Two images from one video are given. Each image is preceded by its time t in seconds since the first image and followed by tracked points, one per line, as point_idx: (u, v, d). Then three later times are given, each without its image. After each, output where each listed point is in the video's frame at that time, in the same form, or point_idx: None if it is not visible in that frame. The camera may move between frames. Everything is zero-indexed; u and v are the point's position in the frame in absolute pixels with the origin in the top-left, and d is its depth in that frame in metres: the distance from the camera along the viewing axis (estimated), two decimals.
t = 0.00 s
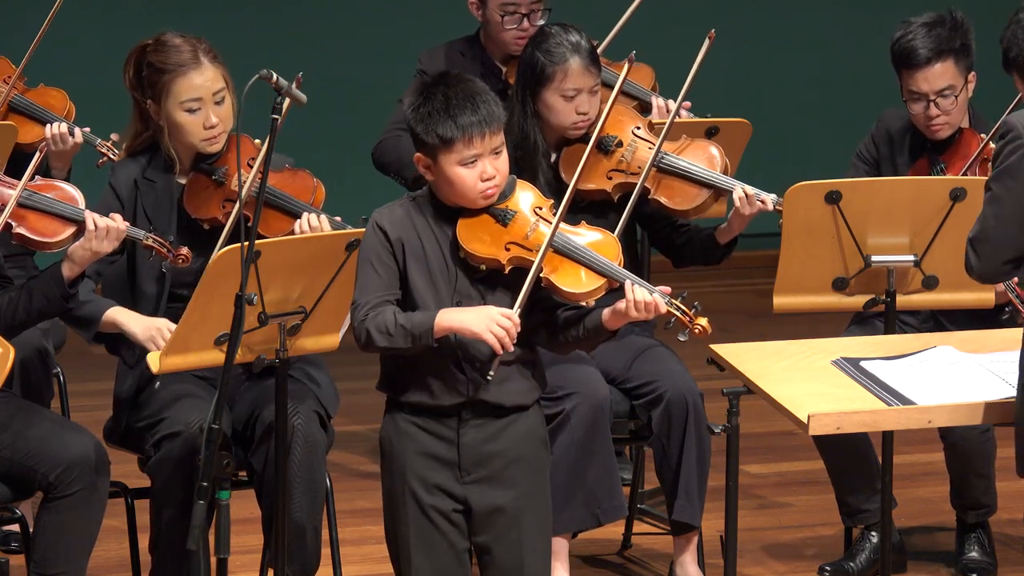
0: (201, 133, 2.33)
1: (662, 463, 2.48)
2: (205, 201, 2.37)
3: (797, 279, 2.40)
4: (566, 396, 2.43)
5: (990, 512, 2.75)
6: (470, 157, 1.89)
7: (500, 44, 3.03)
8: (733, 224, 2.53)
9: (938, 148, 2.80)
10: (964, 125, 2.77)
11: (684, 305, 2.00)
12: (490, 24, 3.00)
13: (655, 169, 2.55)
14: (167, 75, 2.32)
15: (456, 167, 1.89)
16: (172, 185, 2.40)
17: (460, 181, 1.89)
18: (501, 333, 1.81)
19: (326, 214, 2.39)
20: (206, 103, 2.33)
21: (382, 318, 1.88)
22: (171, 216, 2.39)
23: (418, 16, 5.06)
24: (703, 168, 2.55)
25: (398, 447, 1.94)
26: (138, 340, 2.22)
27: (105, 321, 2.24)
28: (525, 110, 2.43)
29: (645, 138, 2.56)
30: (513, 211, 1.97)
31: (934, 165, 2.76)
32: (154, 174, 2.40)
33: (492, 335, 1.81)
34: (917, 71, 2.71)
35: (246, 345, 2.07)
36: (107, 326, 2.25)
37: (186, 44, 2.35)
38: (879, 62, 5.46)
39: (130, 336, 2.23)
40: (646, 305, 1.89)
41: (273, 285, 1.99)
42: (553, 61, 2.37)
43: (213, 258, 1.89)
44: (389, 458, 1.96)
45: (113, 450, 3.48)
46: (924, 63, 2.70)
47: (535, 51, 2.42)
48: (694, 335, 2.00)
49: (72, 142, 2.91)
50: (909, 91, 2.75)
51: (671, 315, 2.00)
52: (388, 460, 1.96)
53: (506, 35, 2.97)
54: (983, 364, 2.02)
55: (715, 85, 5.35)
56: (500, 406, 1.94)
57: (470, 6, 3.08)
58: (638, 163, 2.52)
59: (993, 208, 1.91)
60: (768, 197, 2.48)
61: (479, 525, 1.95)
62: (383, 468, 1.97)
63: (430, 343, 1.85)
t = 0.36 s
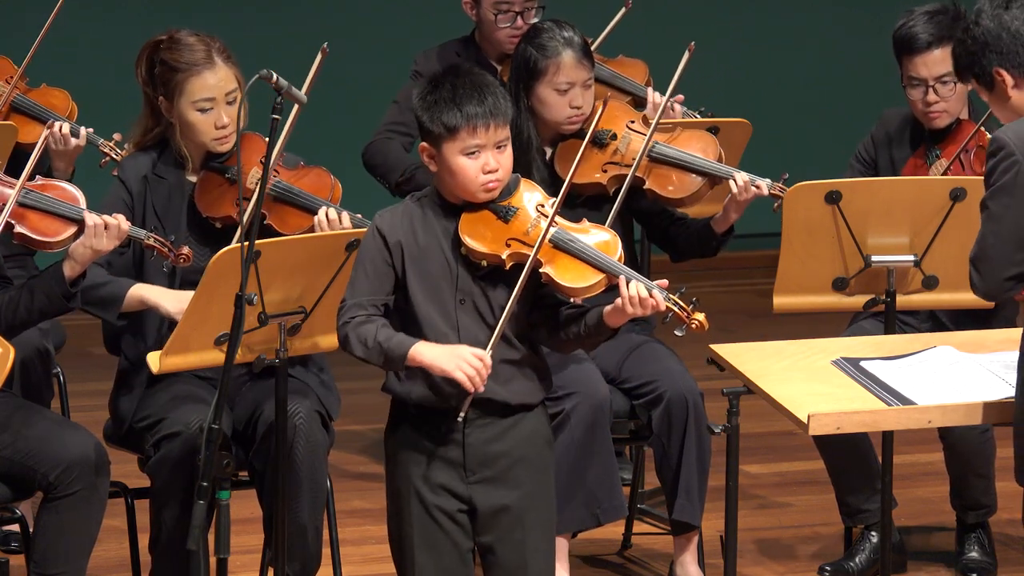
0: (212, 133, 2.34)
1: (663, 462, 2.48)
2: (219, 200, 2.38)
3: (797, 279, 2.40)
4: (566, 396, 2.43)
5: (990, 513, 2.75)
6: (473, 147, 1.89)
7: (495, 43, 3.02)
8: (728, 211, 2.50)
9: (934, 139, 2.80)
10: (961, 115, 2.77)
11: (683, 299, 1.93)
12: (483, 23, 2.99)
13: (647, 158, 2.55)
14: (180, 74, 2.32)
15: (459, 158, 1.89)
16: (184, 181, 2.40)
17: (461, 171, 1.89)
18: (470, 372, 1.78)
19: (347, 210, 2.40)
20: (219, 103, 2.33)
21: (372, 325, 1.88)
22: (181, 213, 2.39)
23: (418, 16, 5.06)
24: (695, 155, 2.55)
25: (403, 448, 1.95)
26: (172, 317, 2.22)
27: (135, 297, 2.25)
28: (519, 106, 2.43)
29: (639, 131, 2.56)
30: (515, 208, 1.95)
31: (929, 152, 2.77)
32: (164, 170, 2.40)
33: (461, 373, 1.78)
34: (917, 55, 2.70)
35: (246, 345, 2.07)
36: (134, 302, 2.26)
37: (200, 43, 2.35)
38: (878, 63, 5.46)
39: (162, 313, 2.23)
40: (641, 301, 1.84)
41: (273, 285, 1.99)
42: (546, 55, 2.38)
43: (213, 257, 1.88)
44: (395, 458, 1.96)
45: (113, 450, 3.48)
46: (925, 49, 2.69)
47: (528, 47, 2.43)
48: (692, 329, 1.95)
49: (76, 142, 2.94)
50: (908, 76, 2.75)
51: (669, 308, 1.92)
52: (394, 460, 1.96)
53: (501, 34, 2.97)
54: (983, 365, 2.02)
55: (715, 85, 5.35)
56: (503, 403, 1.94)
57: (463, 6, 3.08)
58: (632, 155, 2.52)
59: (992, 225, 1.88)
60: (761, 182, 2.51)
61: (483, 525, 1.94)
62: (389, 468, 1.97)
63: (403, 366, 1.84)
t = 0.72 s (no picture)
0: (218, 138, 2.34)
1: (662, 462, 2.48)
2: (224, 204, 2.36)
3: (797, 279, 2.40)
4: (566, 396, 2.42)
5: (990, 513, 2.75)
6: (487, 152, 1.89)
7: (494, 42, 3.02)
8: (724, 205, 2.51)
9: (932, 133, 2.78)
10: (960, 108, 2.75)
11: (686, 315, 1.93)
12: (482, 21, 2.98)
13: (640, 153, 2.54)
14: (187, 78, 2.32)
15: (473, 162, 1.89)
16: (191, 183, 2.40)
17: (475, 175, 1.89)
18: (444, 407, 1.77)
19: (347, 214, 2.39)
20: (225, 108, 2.33)
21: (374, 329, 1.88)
22: (188, 216, 2.40)
23: (418, 16, 5.06)
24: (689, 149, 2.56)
25: (411, 450, 1.94)
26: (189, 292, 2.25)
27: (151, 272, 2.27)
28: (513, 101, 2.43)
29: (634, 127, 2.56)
30: (529, 215, 1.94)
31: (927, 141, 2.75)
32: (171, 171, 2.40)
33: (435, 407, 1.77)
34: (918, 42, 2.71)
35: (246, 345, 2.07)
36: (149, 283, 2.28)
37: (208, 47, 2.35)
38: (878, 62, 5.47)
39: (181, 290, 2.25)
40: (643, 315, 1.82)
41: (273, 285, 1.99)
42: (541, 52, 2.39)
43: (213, 257, 1.89)
44: (402, 460, 1.96)
45: (112, 450, 3.48)
46: (926, 35, 2.71)
47: (524, 45, 2.45)
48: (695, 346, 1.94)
49: (77, 139, 2.90)
50: (909, 65, 2.74)
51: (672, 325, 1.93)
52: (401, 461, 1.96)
53: (500, 32, 2.96)
54: (982, 365, 2.02)
55: (715, 85, 5.35)
56: (513, 409, 1.93)
57: (463, 4, 3.07)
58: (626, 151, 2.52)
59: (1016, 225, 1.83)
60: (758, 174, 2.53)
61: (489, 528, 1.94)
62: (395, 469, 1.97)
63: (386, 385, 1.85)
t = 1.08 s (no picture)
0: (220, 145, 2.33)
1: (662, 461, 2.48)
2: (224, 208, 2.37)
3: (797, 279, 2.40)
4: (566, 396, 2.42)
5: (990, 513, 2.75)
6: (511, 138, 1.89)
7: (495, 40, 3.01)
8: (726, 209, 2.48)
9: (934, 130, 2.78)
10: (964, 108, 2.76)
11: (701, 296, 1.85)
12: (484, 19, 2.98)
13: (642, 154, 2.56)
14: (190, 85, 2.32)
15: (496, 149, 1.89)
16: (191, 187, 2.41)
17: (496, 161, 1.88)
18: (411, 414, 1.74)
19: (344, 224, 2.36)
20: (228, 116, 2.32)
21: (376, 319, 1.89)
22: (190, 217, 2.40)
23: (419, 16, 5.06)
24: (692, 153, 2.55)
25: (422, 450, 1.94)
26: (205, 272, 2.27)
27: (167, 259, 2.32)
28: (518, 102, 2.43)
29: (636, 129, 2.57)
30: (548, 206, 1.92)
31: (931, 138, 2.72)
32: (174, 171, 2.41)
33: (403, 413, 1.74)
34: (925, 39, 2.71)
35: (246, 345, 2.07)
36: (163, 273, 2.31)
37: (212, 54, 2.34)
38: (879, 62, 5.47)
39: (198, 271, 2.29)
40: (660, 292, 1.77)
41: (273, 285, 1.99)
42: (545, 52, 2.39)
43: (213, 258, 1.89)
44: (413, 460, 1.96)
45: (112, 450, 3.48)
46: (933, 32, 2.70)
47: (528, 45, 2.45)
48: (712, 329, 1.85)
49: (71, 138, 2.91)
50: (915, 61, 2.74)
51: (688, 307, 1.84)
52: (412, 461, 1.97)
53: (502, 30, 2.95)
54: (981, 365, 2.02)
55: (716, 85, 5.36)
56: (528, 406, 1.92)
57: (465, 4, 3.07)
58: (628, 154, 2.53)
59: (1010, 225, 1.85)
60: (760, 177, 2.48)
61: (498, 531, 1.93)
62: (407, 470, 1.97)
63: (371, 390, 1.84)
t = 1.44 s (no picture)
0: (217, 145, 2.34)
1: (662, 461, 2.48)
2: (223, 210, 2.37)
3: (797, 279, 2.41)
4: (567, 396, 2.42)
5: (990, 513, 2.75)
6: (518, 130, 1.88)
7: (498, 39, 3.02)
8: (729, 213, 2.47)
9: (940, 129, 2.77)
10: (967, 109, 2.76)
11: (708, 283, 1.87)
12: (487, 19, 2.98)
13: (647, 156, 2.56)
14: (187, 87, 2.32)
15: (503, 141, 1.88)
16: (190, 188, 2.41)
17: (503, 153, 1.88)
18: (388, 411, 1.75)
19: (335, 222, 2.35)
20: (225, 117, 2.32)
21: (374, 313, 1.88)
22: (190, 218, 2.40)
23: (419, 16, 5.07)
24: (697, 155, 2.54)
25: (424, 451, 1.95)
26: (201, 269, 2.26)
27: (167, 260, 2.31)
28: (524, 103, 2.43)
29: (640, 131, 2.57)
30: (556, 199, 1.93)
31: (933, 139, 2.71)
32: (172, 172, 2.41)
33: (381, 409, 1.75)
34: (929, 40, 2.71)
35: (246, 345, 2.07)
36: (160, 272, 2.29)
37: (209, 54, 2.34)
38: (879, 62, 5.48)
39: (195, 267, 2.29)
40: (668, 278, 1.76)
41: (273, 285, 1.99)
42: (551, 53, 2.39)
43: (212, 258, 1.89)
44: (417, 462, 1.96)
45: (112, 450, 3.48)
46: (936, 34, 2.70)
47: (533, 45, 2.45)
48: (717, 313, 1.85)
49: (69, 134, 2.92)
50: (918, 61, 2.75)
51: (693, 291, 1.85)
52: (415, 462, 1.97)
53: (505, 29, 2.95)
54: (981, 365, 2.02)
55: (716, 84, 5.36)
56: (530, 405, 1.91)
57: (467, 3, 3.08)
58: (633, 155, 2.52)
59: (999, 223, 1.84)
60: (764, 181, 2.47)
61: (500, 533, 1.94)
62: (410, 470, 1.97)
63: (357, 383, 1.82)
